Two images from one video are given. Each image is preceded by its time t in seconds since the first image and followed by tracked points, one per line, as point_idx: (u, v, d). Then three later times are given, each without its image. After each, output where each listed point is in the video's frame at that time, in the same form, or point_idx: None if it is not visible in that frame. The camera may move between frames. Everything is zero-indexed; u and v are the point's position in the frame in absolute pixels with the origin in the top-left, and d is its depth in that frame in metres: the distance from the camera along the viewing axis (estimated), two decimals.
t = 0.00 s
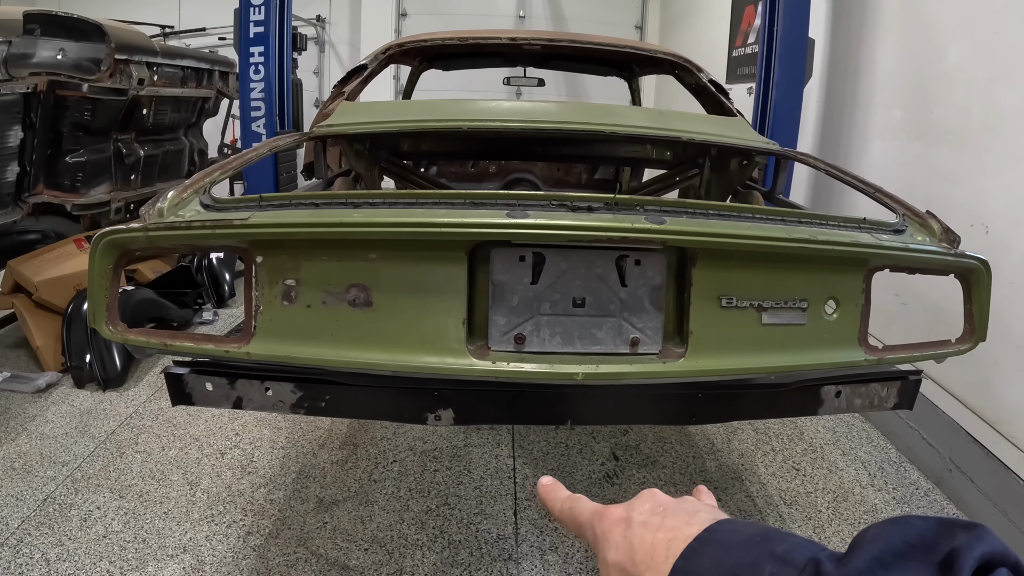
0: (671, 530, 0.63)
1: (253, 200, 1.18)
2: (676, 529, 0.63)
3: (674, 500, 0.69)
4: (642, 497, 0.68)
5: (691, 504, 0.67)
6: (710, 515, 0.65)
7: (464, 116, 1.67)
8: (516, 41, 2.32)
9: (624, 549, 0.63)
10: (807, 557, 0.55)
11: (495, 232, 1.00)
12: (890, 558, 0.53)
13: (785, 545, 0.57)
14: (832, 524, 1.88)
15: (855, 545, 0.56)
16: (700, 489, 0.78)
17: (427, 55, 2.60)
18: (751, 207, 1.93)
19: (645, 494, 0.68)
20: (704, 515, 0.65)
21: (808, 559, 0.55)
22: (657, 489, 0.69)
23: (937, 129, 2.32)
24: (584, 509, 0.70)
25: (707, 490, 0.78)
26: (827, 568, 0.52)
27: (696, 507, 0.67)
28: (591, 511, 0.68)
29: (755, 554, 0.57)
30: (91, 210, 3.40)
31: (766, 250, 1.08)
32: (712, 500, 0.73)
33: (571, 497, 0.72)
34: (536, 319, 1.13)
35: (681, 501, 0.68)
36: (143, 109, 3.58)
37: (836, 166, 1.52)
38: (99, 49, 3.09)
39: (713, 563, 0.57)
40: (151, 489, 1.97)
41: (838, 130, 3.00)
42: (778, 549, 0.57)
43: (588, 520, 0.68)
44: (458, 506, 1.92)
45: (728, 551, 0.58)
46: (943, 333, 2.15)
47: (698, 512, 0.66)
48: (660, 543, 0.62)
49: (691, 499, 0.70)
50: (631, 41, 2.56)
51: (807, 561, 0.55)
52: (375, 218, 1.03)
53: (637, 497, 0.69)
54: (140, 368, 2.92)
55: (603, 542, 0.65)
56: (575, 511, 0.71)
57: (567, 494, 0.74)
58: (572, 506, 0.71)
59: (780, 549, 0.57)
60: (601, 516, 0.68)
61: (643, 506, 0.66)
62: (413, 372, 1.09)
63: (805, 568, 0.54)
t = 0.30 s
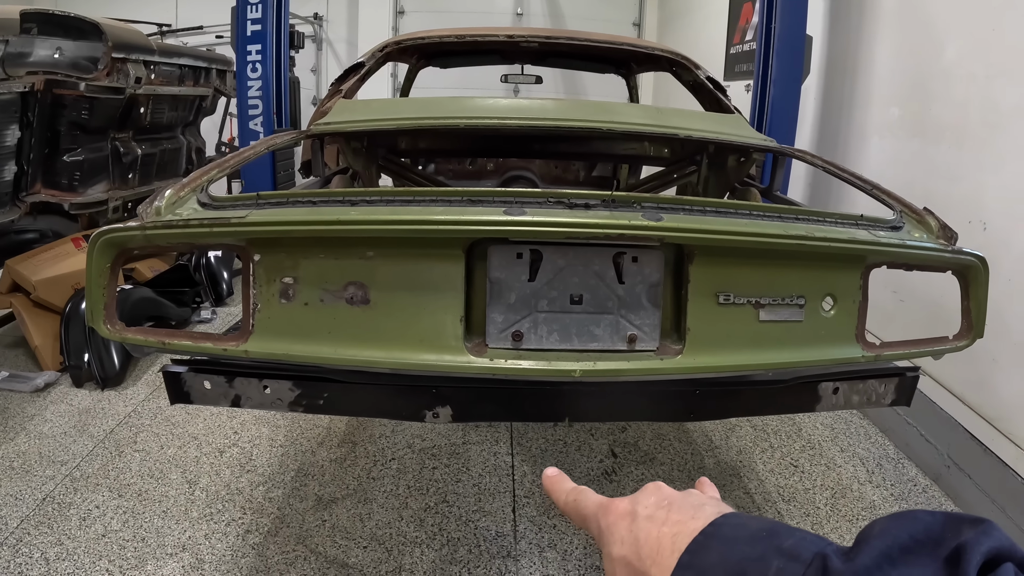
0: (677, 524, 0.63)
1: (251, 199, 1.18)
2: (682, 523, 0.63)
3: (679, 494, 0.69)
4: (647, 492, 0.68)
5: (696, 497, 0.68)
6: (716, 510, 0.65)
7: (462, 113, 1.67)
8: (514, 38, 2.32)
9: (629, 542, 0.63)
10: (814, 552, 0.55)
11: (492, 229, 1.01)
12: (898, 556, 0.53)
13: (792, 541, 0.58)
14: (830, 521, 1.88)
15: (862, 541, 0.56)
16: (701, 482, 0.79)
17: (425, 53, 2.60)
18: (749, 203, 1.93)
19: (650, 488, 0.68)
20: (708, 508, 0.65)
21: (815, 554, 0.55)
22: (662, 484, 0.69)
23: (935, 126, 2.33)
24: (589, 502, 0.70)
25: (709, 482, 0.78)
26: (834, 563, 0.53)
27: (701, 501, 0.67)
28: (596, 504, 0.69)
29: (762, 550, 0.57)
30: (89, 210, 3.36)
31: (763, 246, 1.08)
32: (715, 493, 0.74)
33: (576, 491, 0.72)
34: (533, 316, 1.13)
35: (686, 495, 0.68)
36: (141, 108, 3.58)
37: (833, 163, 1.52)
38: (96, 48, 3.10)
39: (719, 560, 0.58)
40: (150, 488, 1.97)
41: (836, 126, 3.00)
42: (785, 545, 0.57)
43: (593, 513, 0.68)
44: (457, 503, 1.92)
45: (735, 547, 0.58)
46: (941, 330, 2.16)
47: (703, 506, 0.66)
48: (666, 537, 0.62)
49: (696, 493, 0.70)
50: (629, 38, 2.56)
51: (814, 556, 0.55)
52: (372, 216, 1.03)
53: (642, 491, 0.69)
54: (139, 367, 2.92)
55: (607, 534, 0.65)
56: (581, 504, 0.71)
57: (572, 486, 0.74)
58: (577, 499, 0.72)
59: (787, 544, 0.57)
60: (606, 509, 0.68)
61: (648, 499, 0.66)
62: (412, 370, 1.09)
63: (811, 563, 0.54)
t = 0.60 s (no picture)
0: (681, 526, 0.62)
1: (249, 196, 1.18)
2: (688, 524, 0.62)
3: (682, 489, 0.68)
4: (650, 486, 0.67)
5: (699, 494, 0.67)
6: (720, 508, 0.65)
7: (459, 110, 1.67)
8: (511, 35, 2.32)
9: (633, 541, 0.63)
10: (818, 556, 0.55)
11: (490, 225, 1.01)
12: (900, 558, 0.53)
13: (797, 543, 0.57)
14: (829, 517, 1.89)
15: (866, 543, 0.56)
16: (689, 464, 0.78)
17: (422, 50, 2.59)
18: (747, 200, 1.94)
19: (653, 483, 0.67)
20: (713, 507, 0.65)
21: (821, 558, 0.55)
22: (665, 478, 0.68)
23: (932, 122, 2.33)
24: (590, 495, 0.69)
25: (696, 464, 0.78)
26: (840, 569, 0.53)
27: (702, 497, 0.67)
28: (598, 499, 0.68)
29: (766, 552, 0.57)
30: (87, 209, 3.34)
31: (761, 242, 1.08)
32: (707, 478, 0.73)
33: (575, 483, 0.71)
34: (532, 312, 1.13)
35: (689, 490, 0.68)
36: (138, 106, 3.57)
37: (831, 159, 1.52)
38: (93, 46, 3.10)
39: (724, 561, 0.58)
40: (149, 486, 1.97)
41: (834, 122, 3.00)
42: (790, 548, 0.57)
43: (594, 507, 0.68)
44: (456, 500, 1.92)
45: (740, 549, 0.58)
46: (939, 326, 2.16)
47: (707, 504, 0.65)
48: (671, 539, 0.61)
49: (697, 487, 0.69)
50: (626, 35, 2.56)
51: (819, 560, 0.55)
52: (370, 213, 1.03)
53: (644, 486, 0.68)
54: (137, 366, 2.91)
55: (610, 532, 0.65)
56: (580, 496, 0.70)
57: (571, 477, 0.73)
58: (577, 491, 0.71)
59: (791, 547, 0.57)
60: (608, 503, 0.67)
61: (652, 496, 0.66)
62: (411, 367, 1.09)
63: (816, 567, 0.54)
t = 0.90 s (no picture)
0: (728, 564, 0.52)
1: (245, 194, 1.18)
2: (733, 563, 0.52)
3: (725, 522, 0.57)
4: (692, 517, 0.56)
5: (744, 528, 0.56)
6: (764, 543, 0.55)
7: (457, 108, 1.67)
8: (509, 33, 2.31)
9: None
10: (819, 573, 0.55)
11: (485, 223, 1.00)
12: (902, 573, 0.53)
13: None
14: (827, 515, 1.89)
15: None
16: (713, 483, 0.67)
17: (420, 48, 2.59)
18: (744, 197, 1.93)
19: (695, 513, 0.57)
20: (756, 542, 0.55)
21: None
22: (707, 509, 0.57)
23: (931, 120, 2.33)
24: (624, 517, 0.58)
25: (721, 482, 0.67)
26: None
27: (749, 528, 0.57)
28: (635, 523, 0.56)
29: None
30: (84, 207, 3.37)
31: (758, 240, 1.08)
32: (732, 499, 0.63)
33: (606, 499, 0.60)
34: (528, 310, 1.13)
35: (731, 521, 0.57)
36: (136, 105, 3.56)
37: (828, 156, 1.52)
38: (91, 45, 3.08)
39: None
40: (147, 486, 1.96)
41: (832, 120, 3.00)
42: None
43: (628, 532, 0.56)
44: (454, 499, 1.92)
45: None
46: (937, 324, 2.16)
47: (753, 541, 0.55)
48: None
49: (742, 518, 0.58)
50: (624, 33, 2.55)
51: None
52: (365, 211, 1.03)
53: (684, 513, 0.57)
54: (136, 365, 2.91)
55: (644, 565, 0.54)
56: (610, 514, 0.59)
57: (601, 493, 0.62)
58: (608, 510, 0.59)
59: None
60: (643, 530, 0.56)
61: (695, 528, 0.55)
62: (407, 366, 1.09)
63: None
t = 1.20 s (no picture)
0: (781, 375, 0.47)
1: (234, 193, 1.17)
2: (789, 378, 0.47)
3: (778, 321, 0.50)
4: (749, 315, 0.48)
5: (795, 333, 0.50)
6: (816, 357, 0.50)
7: (452, 106, 1.66)
8: (505, 31, 2.29)
9: (722, 381, 0.46)
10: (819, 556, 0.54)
11: (475, 222, 0.99)
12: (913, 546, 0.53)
13: (911, 418, 0.46)
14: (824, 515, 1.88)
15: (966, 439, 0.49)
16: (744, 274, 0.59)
17: (417, 46, 2.57)
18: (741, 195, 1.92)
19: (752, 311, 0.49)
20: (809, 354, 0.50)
21: None
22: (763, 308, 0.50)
23: (929, 118, 2.32)
24: (681, 299, 0.47)
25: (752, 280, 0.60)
26: (957, 461, 0.45)
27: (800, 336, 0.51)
28: (690, 309, 0.47)
29: (877, 422, 0.45)
30: (81, 206, 3.34)
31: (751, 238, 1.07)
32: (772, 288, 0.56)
33: (652, 271, 0.47)
34: (519, 309, 1.12)
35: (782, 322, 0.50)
36: (133, 103, 3.54)
37: (824, 154, 1.51)
38: (87, 44, 3.06)
39: (828, 423, 0.45)
40: (143, 485, 1.96)
41: (830, 118, 2.99)
42: (903, 421, 0.46)
43: (679, 320, 0.47)
44: (450, 498, 1.91)
45: (846, 410, 0.46)
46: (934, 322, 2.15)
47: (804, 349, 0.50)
48: (769, 392, 0.46)
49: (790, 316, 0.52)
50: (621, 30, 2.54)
51: (937, 443, 0.45)
52: (354, 209, 1.02)
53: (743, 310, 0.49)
54: (132, 364, 2.90)
55: (691, 360, 0.47)
56: (666, 294, 0.47)
57: (647, 255, 0.49)
58: (663, 284, 0.47)
59: (905, 422, 0.46)
60: (700, 319, 0.47)
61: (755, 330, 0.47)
62: (398, 365, 1.08)
63: (933, 453, 0.45)
